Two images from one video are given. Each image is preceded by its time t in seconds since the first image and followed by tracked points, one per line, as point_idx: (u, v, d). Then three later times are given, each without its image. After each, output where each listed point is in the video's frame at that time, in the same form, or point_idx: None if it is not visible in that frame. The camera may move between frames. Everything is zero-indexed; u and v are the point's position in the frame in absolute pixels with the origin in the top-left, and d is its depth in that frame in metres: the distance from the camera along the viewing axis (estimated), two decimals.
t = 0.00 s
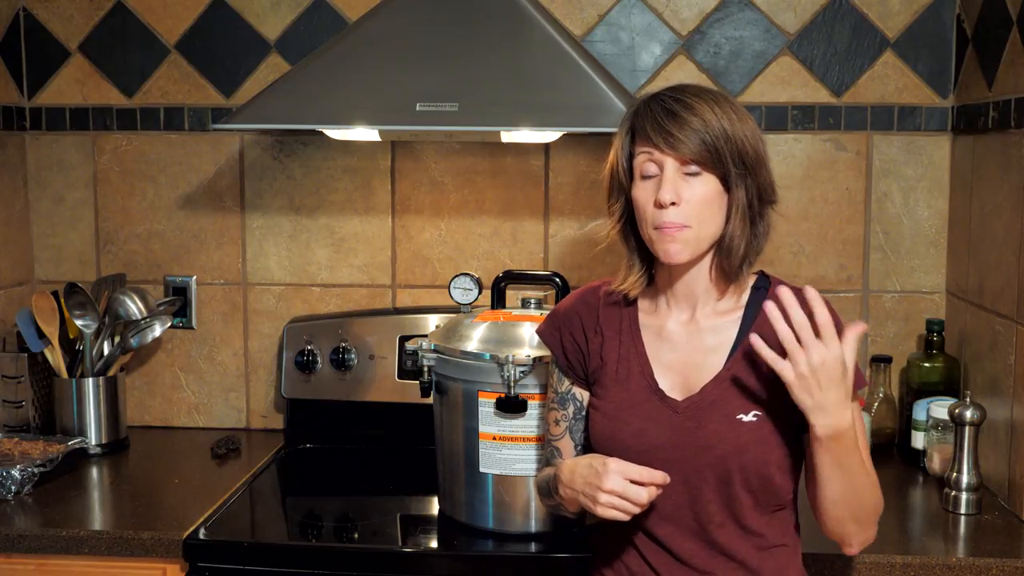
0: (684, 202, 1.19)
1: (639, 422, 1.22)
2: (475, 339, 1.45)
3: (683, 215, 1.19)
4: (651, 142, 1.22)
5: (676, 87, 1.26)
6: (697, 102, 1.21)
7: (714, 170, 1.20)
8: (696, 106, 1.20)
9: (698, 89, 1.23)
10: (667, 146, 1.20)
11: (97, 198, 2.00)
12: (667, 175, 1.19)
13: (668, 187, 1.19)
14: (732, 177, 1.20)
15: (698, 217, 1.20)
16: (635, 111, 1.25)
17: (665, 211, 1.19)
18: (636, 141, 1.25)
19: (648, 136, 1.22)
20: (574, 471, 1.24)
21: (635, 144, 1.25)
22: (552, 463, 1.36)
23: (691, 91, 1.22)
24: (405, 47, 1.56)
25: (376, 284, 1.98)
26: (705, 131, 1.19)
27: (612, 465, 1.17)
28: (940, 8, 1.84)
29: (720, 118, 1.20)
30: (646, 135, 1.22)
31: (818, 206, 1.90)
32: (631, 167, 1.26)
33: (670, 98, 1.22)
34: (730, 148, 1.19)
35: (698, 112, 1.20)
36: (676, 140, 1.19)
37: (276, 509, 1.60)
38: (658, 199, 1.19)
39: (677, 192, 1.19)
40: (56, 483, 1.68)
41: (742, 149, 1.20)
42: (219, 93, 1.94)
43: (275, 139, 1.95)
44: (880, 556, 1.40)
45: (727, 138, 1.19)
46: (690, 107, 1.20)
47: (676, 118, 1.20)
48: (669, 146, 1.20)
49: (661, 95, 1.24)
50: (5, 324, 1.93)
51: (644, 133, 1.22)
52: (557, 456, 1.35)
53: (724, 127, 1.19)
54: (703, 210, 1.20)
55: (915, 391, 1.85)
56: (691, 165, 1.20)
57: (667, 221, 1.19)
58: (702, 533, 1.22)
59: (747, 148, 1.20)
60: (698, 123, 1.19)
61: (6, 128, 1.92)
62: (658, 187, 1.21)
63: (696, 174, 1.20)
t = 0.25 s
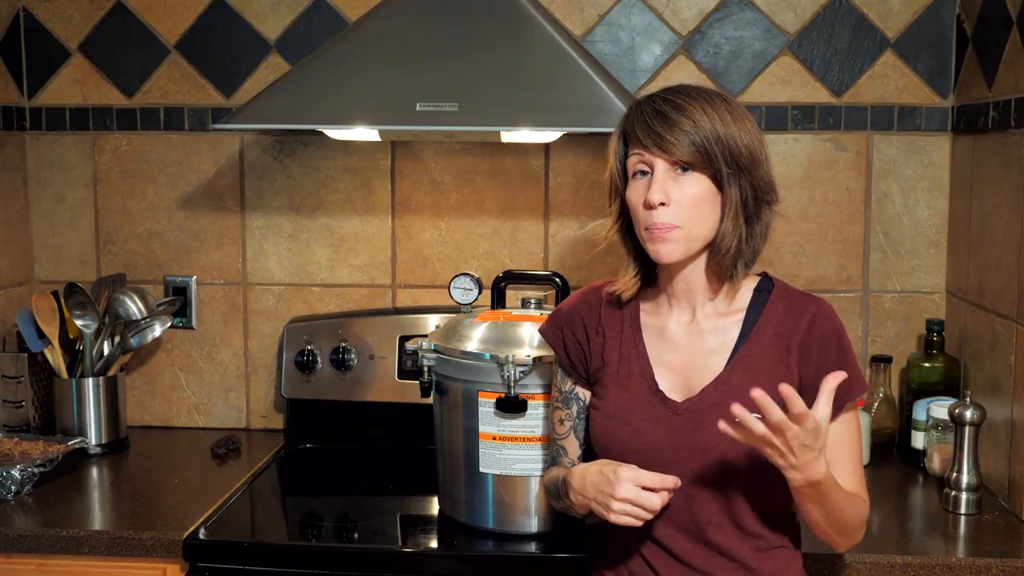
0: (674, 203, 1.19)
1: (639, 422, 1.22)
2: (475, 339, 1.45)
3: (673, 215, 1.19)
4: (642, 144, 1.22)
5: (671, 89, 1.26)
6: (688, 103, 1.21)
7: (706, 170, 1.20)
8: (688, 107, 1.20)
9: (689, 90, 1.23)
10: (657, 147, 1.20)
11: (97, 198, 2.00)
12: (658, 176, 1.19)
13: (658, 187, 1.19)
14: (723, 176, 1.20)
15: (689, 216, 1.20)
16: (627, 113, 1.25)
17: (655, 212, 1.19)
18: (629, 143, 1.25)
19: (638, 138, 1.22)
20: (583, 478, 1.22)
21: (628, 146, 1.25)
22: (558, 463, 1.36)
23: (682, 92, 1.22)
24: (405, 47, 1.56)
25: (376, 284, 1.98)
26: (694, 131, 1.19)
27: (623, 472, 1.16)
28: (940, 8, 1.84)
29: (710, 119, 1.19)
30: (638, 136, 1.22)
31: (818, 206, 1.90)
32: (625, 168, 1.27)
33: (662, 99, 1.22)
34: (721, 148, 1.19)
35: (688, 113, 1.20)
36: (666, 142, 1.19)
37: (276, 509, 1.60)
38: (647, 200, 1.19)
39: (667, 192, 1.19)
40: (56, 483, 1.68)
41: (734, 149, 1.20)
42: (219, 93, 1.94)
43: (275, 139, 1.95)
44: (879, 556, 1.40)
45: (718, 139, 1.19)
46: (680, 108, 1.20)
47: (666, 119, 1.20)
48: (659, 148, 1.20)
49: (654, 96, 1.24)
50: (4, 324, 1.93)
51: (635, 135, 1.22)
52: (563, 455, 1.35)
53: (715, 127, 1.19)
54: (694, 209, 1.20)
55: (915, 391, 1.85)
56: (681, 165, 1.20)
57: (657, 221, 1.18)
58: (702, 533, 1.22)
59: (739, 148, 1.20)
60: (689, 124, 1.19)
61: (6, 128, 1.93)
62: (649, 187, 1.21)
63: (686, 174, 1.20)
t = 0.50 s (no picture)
0: (676, 202, 1.19)
1: (639, 425, 1.22)
2: (475, 339, 1.45)
3: (675, 214, 1.19)
4: (642, 144, 1.22)
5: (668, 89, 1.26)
6: (687, 103, 1.21)
7: (706, 169, 1.20)
8: (687, 107, 1.20)
9: (687, 90, 1.23)
10: (658, 147, 1.20)
11: (97, 198, 2.00)
12: (659, 176, 1.19)
13: (659, 187, 1.19)
14: (724, 175, 1.20)
15: (691, 215, 1.20)
16: (626, 114, 1.25)
17: (657, 211, 1.19)
18: (629, 143, 1.25)
19: (638, 138, 1.22)
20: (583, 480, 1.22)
21: (628, 146, 1.25)
22: (556, 464, 1.35)
23: (681, 91, 1.22)
24: (405, 47, 1.56)
25: (376, 284, 1.98)
26: (694, 131, 1.19)
27: (623, 472, 1.16)
28: (940, 8, 1.84)
29: (710, 118, 1.19)
30: (637, 137, 1.22)
31: (818, 206, 1.90)
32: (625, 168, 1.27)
33: (661, 99, 1.22)
34: (721, 147, 1.19)
35: (687, 112, 1.20)
36: (666, 141, 1.19)
37: (276, 509, 1.60)
38: (649, 200, 1.19)
39: (669, 191, 1.19)
40: (56, 483, 1.68)
41: (733, 148, 1.20)
42: (218, 93, 1.94)
43: (275, 139, 1.95)
44: (879, 556, 1.40)
45: (718, 138, 1.19)
46: (680, 108, 1.20)
47: (666, 119, 1.20)
48: (660, 147, 1.20)
49: (653, 96, 1.24)
50: (5, 324, 1.93)
51: (635, 135, 1.22)
52: (561, 457, 1.35)
53: (714, 126, 1.19)
54: (696, 208, 1.20)
55: (915, 391, 1.85)
56: (682, 165, 1.20)
57: (659, 220, 1.18)
58: (702, 534, 1.22)
59: (739, 147, 1.20)
60: (689, 124, 1.19)
61: (6, 128, 1.93)
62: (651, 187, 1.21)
63: (687, 173, 1.20)
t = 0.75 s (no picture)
0: (676, 201, 1.19)
1: (639, 425, 1.22)
2: (475, 339, 1.45)
3: (675, 213, 1.19)
4: (643, 143, 1.22)
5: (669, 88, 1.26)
6: (688, 102, 1.21)
7: (707, 169, 1.20)
8: (688, 106, 1.20)
9: (689, 89, 1.23)
10: (658, 146, 1.20)
11: (97, 198, 2.00)
12: (660, 175, 1.19)
13: (659, 186, 1.19)
14: (724, 175, 1.20)
15: (691, 215, 1.20)
16: (627, 113, 1.25)
17: (657, 210, 1.19)
18: (629, 142, 1.25)
19: (639, 137, 1.22)
20: (583, 477, 1.22)
21: (628, 145, 1.25)
22: (557, 465, 1.35)
23: (683, 90, 1.22)
24: (405, 47, 1.56)
25: (376, 284, 1.98)
26: (695, 130, 1.19)
27: (622, 471, 1.16)
28: (940, 8, 1.84)
29: (711, 117, 1.19)
30: (638, 136, 1.22)
31: (818, 206, 1.90)
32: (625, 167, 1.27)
33: (661, 99, 1.22)
34: (721, 147, 1.19)
35: (688, 111, 1.20)
36: (667, 140, 1.19)
37: (276, 509, 1.60)
38: (649, 198, 1.19)
39: (669, 190, 1.19)
40: (56, 483, 1.68)
41: (734, 148, 1.20)
42: (219, 93, 1.94)
43: (275, 139, 1.95)
44: (879, 556, 1.40)
45: (718, 138, 1.19)
46: (681, 107, 1.20)
47: (667, 118, 1.20)
48: (660, 146, 1.20)
49: (654, 95, 1.24)
50: (4, 324, 1.93)
51: (636, 134, 1.22)
52: (561, 457, 1.35)
53: (715, 126, 1.19)
54: (695, 208, 1.20)
55: (915, 391, 1.85)
56: (682, 164, 1.20)
57: (659, 219, 1.18)
58: (702, 534, 1.22)
59: (739, 147, 1.20)
60: (690, 123, 1.19)
61: (6, 128, 1.93)
62: (651, 186, 1.21)
63: (688, 172, 1.20)
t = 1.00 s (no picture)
0: (676, 204, 1.19)
1: (639, 425, 1.22)
2: (475, 339, 1.45)
3: (675, 216, 1.19)
4: (642, 145, 1.21)
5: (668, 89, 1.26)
6: (688, 104, 1.20)
7: (707, 171, 1.20)
8: (688, 108, 1.20)
9: (688, 91, 1.22)
10: (658, 148, 1.20)
11: (97, 198, 2.00)
12: (660, 177, 1.19)
13: (660, 189, 1.19)
14: (724, 177, 1.20)
15: (691, 217, 1.20)
16: (627, 114, 1.25)
17: (657, 213, 1.19)
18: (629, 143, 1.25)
19: (639, 139, 1.22)
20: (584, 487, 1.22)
21: (628, 146, 1.25)
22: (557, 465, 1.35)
23: (682, 92, 1.22)
24: (404, 47, 1.56)
25: (376, 284, 1.98)
26: (695, 132, 1.19)
27: (621, 472, 1.15)
28: (940, 8, 1.84)
29: (711, 120, 1.19)
30: (638, 138, 1.22)
31: (818, 206, 1.90)
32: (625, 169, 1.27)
33: (661, 100, 1.22)
34: (721, 149, 1.19)
35: (689, 113, 1.20)
36: (667, 143, 1.19)
37: (276, 509, 1.60)
38: (650, 202, 1.19)
39: (669, 193, 1.19)
40: (56, 483, 1.68)
41: (734, 150, 1.20)
42: (219, 93, 1.94)
43: (275, 139, 1.95)
44: (879, 556, 1.40)
45: (718, 140, 1.19)
46: (681, 109, 1.20)
47: (666, 120, 1.20)
48: (660, 149, 1.20)
49: (653, 97, 1.23)
50: (4, 324, 1.93)
51: (636, 136, 1.22)
52: (561, 458, 1.35)
53: (715, 128, 1.19)
54: (695, 210, 1.20)
55: (915, 391, 1.85)
56: (682, 166, 1.20)
57: (660, 222, 1.18)
58: (702, 534, 1.22)
59: (739, 149, 1.20)
60: (690, 126, 1.19)
61: (6, 128, 1.93)
62: (651, 189, 1.20)
63: (688, 175, 1.20)
